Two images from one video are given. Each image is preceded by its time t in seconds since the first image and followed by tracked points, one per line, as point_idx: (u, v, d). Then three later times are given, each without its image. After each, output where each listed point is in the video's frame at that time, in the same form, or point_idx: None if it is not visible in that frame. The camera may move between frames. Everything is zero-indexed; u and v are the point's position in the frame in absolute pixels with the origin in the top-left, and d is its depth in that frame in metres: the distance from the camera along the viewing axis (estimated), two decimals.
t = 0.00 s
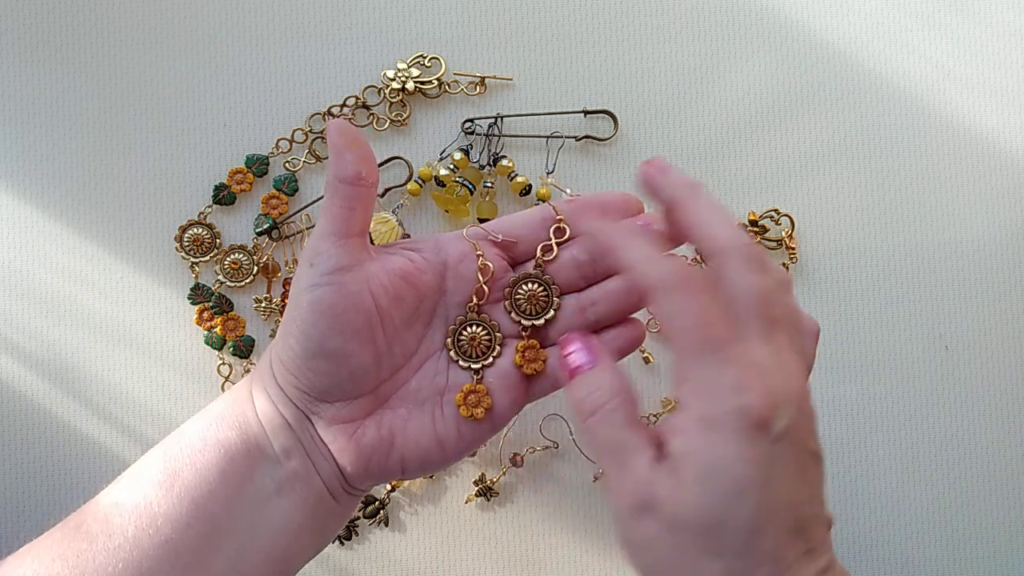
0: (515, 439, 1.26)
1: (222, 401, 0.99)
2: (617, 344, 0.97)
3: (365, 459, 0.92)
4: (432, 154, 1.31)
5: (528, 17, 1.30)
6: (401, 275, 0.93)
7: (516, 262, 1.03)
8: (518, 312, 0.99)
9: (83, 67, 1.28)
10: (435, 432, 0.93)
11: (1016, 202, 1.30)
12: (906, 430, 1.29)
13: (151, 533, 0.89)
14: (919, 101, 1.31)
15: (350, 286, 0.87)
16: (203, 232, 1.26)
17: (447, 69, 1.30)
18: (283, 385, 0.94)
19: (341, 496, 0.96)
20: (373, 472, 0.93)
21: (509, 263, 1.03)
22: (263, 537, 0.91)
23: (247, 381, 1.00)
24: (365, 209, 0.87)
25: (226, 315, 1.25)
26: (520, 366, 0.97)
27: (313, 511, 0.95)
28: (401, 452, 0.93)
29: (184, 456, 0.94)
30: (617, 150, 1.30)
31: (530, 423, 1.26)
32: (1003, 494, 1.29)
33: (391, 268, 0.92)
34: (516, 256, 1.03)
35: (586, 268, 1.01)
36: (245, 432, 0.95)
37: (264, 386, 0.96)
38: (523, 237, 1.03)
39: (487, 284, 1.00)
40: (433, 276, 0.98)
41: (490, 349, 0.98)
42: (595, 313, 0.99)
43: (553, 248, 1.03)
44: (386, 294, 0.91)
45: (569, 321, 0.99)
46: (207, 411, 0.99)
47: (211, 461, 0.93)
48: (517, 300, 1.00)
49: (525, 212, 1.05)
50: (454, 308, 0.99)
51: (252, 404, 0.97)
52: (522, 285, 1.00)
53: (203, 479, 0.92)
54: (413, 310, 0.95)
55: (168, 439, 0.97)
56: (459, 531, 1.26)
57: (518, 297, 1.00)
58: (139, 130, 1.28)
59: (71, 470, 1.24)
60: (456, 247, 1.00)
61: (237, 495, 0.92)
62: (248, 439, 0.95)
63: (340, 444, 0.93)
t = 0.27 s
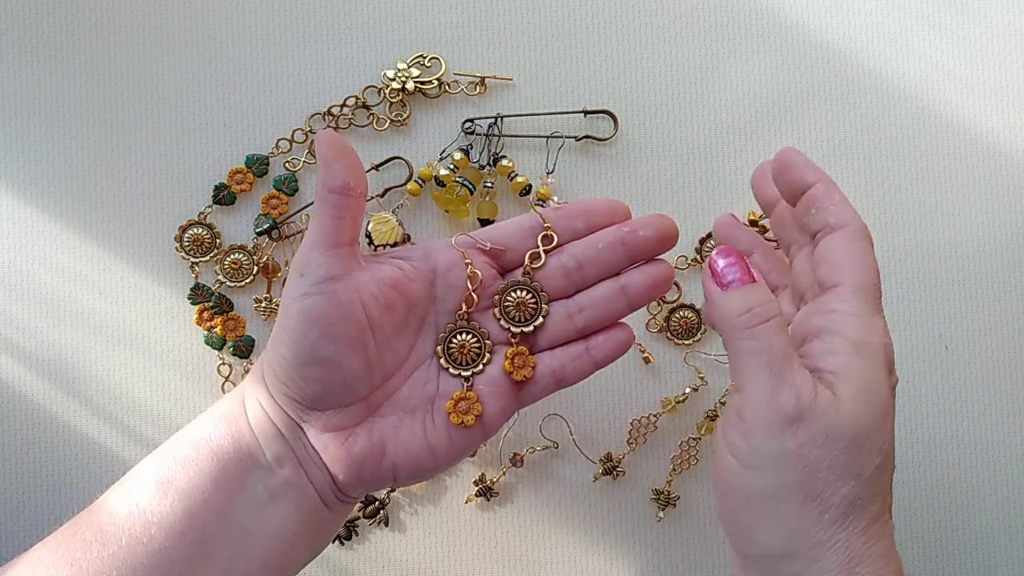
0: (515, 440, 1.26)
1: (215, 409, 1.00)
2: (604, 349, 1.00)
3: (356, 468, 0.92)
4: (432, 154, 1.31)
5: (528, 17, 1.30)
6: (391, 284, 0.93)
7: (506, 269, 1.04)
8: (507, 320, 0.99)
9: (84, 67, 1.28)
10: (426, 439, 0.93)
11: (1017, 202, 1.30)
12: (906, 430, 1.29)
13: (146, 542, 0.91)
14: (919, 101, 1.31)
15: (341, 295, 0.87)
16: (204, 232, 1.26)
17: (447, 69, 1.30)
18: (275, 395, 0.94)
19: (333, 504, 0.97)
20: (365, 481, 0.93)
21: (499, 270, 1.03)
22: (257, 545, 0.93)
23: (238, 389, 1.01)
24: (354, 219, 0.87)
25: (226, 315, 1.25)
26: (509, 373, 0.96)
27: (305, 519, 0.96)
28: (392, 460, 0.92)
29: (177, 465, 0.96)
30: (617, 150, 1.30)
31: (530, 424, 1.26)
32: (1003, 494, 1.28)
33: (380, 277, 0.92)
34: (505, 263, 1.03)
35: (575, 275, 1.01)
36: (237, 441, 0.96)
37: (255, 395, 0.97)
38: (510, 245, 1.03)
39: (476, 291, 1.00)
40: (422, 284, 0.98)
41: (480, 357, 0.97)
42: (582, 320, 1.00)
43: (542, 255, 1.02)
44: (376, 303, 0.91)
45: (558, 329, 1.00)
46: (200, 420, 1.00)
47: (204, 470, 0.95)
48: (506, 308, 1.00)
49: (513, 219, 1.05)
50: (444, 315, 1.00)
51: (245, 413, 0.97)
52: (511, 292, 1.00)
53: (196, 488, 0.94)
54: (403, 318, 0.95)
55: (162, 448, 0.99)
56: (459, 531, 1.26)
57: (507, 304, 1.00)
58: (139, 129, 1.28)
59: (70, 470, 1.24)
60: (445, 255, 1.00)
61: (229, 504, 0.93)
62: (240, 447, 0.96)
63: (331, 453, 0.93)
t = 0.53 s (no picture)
0: (515, 439, 1.26)
1: (165, 388, 1.00)
2: (558, 307, 0.97)
3: (310, 438, 0.93)
4: (432, 154, 1.31)
5: (529, 17, 1.31)
6: (339, 254, 0.92)
7: (455, 231, 1.01)
8: (458, 282, 0.98)
9: (84, 67, 1.28)
10: (382, 405, 0.93)
11: (1017, 202, 1.30)
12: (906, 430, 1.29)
13: (95, 527, 0.90)
14: (919, 101, 1.31)
15: (285, 266, 0.87)
16: (203, 232, 1.26)
17: (447, 69, 1.30)
18: (225, 370, 0.95)
19: (290, 475, 0.98)
20: (320, 450, 0.94)
21: (449, 233, 1.01)
22: (212, 521, 0.93)
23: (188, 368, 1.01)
24: (300, 190, 0.85)
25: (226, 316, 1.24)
26: (463, 335, 0.95)
27: (260, 493, 0.96)
28: (347, 428, 0.93)
29: (127, 446, 0.94)
30: (617, 150, 1.30)
31: (530, 423, 1.27)
32: (1002, 494, 1.28)
33: (328, 247, 0.91)
34: (455, 225, 1.01)
35: (525, 233, 0.99)
36: (188, 419, 0.96)
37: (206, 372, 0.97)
38: (458, 207, 1.00)
39: (424, 255, 0.98)
40: (373, 253, 0.96)
41: (432, 321, 0.97)
42: (536, 279, 0.98)
43: (490, 215, 0.99)
44: (324, 272, 0.90)
45: (511, 289, 0.98)
46: (151, 400, 0.99)
47: (154, 450, 0.94)
48: (457, 269, 0.98)
49: (462, 180, 1.02)
50: (395, 281, 0.98)
51: (194, 391, 0.97)
52: (461, 253, 0.98)
53: (147, 470, 0.93)
54: (353, 286, 0.94)
55: (112, 431, 0.98)
56: (459, 531, 1.26)
57: (458, 265, 0.98)
58: (139, 129, 1.28)
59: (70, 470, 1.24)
60: (392, 221, 0.98)
61: (181, 481, 0.93)
62: (190, 425, 0.96)
63: (285, 425, 0.94)
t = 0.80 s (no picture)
0: (515, 440, 1.27)
1: (111, 378, 1.04)
2: (484, 275, 1.06)
3: (252, 418, 0.98)
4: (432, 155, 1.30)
5: (529, 17, 1.31)
6: (266, 238, 0.97)
7: (380, 210, 1.09)
8: (387, 258, 1.06)
9: (83, 67, 1.28)
10: (319, 382, 0.99)
11: (1016, 202, 1.30)
12: (906, 430, 1.28)
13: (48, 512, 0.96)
14: (919, 101, 1.31)
15: (215, 253, 0.91)
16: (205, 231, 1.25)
17: (448, 69, 1.30)
18: (162, 357, 0.99)
19: (235, 454, 1.03)
20: (263, 430, 0.99)
21: (374, 212, 1.09)
22: (159, 502, 0.98)
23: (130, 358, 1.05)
24: (223, 176, 0.90)
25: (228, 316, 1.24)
26: (393, 308, 1.03)
27: (207, 473, 1.01)
28: (287, 406, 0.98)
29: (76, 434, 1.00)
30: (617, 150, 1.30)
31: (530, 424, 1.27)
32: (1002, 494, 1.28)
33: (256, 232, 0.96)
34: (379, 204, 1.09)
35: (446, 205, 1.08)
36: (130, 405, 1.00)
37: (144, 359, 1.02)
38: (382, 186, 1.09)
39: (352, 234, 1.06)
40: (301, 236, 1.03)
41: (364, 297, 1.04)
42: (460, 248, 1.07)
43: (411, 192, 1.08)
44: (253, 257, 0.94)
45: (437, 260, 1.07)
46: (100, 387, 1.04)
47: (99, 436, 0.99)
48: (384, 245, 1.06)
49: (381, 162, 1.11)
50: (325, 263, 1.05)
51: (134, 379, 1.02)
52: (388, 230, 1.07)
53: (92, 456, 0.98)
54: (281, 270, 0.99)
55: (61, 420, 1.03)
56: (459, 531, 1.26)
57: (386, 241, 1.06)
58: (139, 129, 1.28)
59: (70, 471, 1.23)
60: (318, 203, 1.05)
61: (126, 465, 0.98)
62: (132, 411, 1.00)
63: (225, 406, 0.98)
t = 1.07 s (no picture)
0: (515, 440, 1.27)
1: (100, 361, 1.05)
2: (472, 245, 1.07)
3: (244, 394, 0.99)
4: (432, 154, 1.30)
5: (529, 17, 1.31)
6: (249, 214, 0.98)
7: (364, 183, 1.10)
8: (372, 231, 1.06)
9: (84, 67, 1.28)
10: (310, 357, 1.01)
11: (1016, 202, 1.30)
12: (906, 430, 1.28)
13: (40, 494, 0.96)
14: (919, 101, 1.31)
15: (197, 230, 0.93)
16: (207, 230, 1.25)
17: (447, 69, 1.30)
18: (152, 338, 1.00)
19: (229, 433, 1.03)
20: (256, 406, 1.00)
21: (357, 186, 1.09)
22: (152, 481, 0.98)
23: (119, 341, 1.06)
24: (202, 155, 0.92)
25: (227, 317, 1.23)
26: (382, 281, 1.04)
27: (201, 453, 1.02)
28: (279, 382, 1.00)
29: (67, 416, 1.01)
30: (617, 150, 1.30)
31: (530, 424, 1.27)
32: (1002, 494, 1.28)
33: (238, 209, 0.97)
34: (362, 177, 1.09)
35: (430, 176, 1.09)
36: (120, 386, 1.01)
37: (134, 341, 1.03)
38: (364, 159, 1.09)
39: (335, 209, 1.06)
40: (286, 212, 1.03)
41: (351, 272, 1.04)
42: (446, 219, 1.08)
43: (394, 164, 1.09)
44: (237, 233, 0.96)
45: (423, 231, 1.07)
46: (91, 371, 1.05)
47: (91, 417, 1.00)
48: (369, 219, 1.06)
49: (362, 136, 1.11)
50: (310, 239, 1.05)
51: (124, 360, 1.03)
52: (372, 203, 1.07)
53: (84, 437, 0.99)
54: (267, 247, 1.00)
55: (52, 404, 1.04)
56: (459, 531, 1.25)
57: (370, 215, 1.07)
58: (138, 129, 1.28)
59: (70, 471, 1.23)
60: (300, 178, 1.05)
61: (118, 445, 0.99)
62: (121, 392, 1.01)
63: (216, 384, 0.99)
